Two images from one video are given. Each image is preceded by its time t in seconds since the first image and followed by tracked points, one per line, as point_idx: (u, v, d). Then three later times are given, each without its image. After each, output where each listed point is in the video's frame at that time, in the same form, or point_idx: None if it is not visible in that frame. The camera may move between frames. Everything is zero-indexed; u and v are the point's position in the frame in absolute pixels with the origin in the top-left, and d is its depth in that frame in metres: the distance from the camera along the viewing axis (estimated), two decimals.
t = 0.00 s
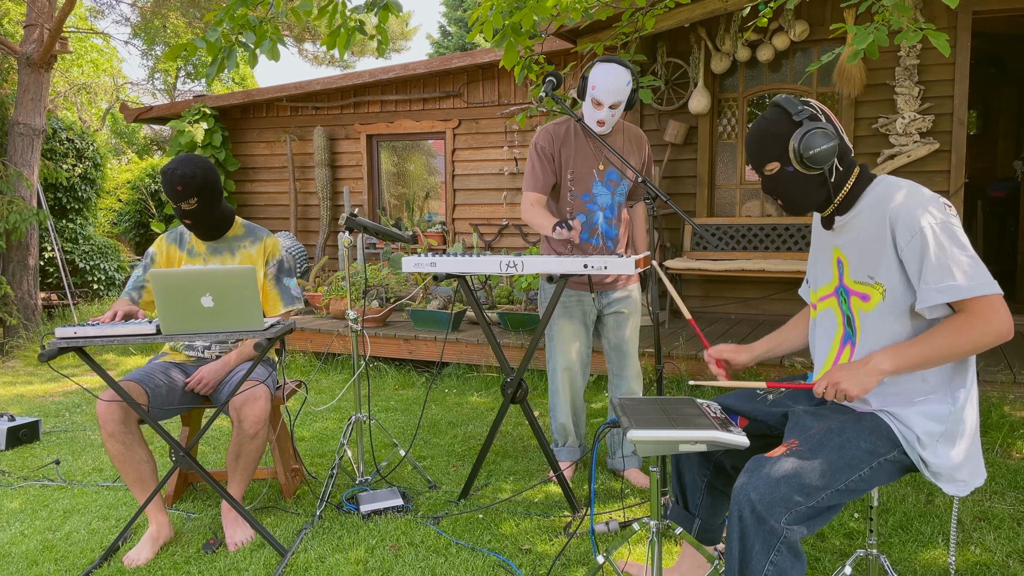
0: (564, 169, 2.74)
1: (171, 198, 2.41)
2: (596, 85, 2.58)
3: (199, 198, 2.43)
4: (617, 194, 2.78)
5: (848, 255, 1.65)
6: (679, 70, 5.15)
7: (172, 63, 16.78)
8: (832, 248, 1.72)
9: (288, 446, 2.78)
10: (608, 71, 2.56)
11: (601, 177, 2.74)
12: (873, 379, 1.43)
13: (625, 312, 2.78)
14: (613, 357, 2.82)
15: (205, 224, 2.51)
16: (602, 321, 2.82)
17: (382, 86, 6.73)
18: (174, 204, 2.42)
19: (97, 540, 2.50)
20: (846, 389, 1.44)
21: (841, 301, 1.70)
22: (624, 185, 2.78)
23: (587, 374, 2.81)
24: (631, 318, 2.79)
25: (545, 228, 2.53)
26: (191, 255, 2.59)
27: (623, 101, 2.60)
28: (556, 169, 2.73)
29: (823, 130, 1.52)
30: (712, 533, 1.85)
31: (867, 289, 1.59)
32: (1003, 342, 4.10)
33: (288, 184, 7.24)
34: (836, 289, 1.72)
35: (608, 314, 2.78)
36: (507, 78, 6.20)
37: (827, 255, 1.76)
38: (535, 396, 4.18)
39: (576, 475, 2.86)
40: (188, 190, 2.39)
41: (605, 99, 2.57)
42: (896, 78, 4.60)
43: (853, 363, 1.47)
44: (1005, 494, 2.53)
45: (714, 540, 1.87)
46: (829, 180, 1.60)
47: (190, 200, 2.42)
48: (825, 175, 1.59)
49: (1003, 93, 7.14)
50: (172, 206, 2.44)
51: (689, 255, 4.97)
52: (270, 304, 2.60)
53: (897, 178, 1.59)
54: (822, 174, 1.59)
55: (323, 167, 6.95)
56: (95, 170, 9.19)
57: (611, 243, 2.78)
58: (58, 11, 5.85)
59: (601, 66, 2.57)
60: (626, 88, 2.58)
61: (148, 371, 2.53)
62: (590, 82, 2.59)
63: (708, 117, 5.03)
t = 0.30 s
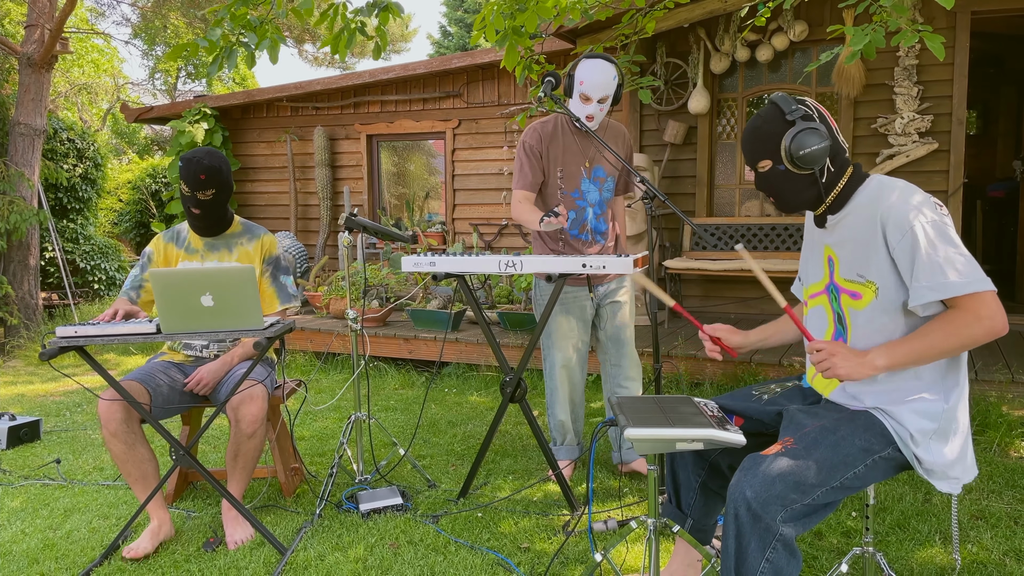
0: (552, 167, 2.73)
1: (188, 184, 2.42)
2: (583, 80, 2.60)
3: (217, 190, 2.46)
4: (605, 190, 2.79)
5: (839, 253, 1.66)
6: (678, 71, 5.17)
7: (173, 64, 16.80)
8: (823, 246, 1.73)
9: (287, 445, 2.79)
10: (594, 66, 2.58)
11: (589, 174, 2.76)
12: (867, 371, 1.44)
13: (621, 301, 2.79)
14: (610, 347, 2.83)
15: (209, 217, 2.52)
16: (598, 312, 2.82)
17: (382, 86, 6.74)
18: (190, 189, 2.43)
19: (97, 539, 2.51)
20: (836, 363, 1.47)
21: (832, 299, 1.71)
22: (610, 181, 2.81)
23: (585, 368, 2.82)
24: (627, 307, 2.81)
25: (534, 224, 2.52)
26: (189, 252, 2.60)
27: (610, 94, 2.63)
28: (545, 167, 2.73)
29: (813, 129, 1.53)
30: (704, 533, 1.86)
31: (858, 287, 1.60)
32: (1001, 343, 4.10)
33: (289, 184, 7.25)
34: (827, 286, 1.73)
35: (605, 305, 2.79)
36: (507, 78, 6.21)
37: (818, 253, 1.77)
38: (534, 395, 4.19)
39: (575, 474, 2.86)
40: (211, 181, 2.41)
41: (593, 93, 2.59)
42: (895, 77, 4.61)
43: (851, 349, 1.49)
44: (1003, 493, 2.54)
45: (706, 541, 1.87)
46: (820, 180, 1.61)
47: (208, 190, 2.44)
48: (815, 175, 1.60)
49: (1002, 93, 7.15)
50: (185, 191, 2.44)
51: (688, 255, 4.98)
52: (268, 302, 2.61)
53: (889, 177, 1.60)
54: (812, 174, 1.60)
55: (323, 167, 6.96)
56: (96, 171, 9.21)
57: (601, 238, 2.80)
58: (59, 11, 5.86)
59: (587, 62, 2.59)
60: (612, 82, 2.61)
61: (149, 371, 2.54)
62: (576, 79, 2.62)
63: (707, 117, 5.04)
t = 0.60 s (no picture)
0: (553, 169, 2.73)
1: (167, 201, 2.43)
2: (580, 80, 2.61)
3: (193, 201, 2.44)
4: (605, 191, 2.81)
5: (837, 254, 1.66)
6: (678, 71, 5.17)
7: (174, 65, 16.80)
8: (820, 247, 1.73)
9: (287, 445, 2.80)
10: (589, 66, 2.58)
11: (589, 175, 2.77)
12: (875, 375, 1.44)
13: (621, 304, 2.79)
14: (610, 350, 2.83)
15: (203, 224, 2.52)
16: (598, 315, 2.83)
17: (382, 87, 6.75)
18: (170, 206, 2.44)
19: (98, 538, 2.52)
20: (850, 387, 1.45)
21: (830, 299, 1.71)
22: (610, 182, 2.82)
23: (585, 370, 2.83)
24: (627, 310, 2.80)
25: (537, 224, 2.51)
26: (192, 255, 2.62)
27: (607, 93, 2.63)
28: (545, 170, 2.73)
29: (809, 132, 1.54)
30: (703, 533, 1.86)
31: (857, 287, 1.61)
32: (1000, 343, 4.11)
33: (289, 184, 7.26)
34: (825, 287, 1.73)
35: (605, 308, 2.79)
36: (507, 78, 6.22)
37: (815, 253, 1.77)
38: (534, 395, 4.19)
39: (574, 474, 2.86)
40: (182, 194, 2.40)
41: (590, 92, 2.60)
42: (894, 78, 4.62)
43: (855, 361, 1.48)
44: (1001, 493, 2.55)
45: (705, 540, 1.88)
46: (815, 181, 1.62)
47: (185, 203, 2.43)
48: (810, 178, 1.61)
49: (1002, 93, 7.16)
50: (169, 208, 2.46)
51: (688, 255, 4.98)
52: (270, 303, 2.62)
53: (884, 178, 1.60)
54: (806, 177, 1.61)
55: (324, 167, 6.96)
56: (96, 171, 9.21)
57: (603, 239, 2.80)
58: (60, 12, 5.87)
59: (582, 63, 2.60)
60: (608, 80, 2.61)
61: (150, 370, 2.55)
62: (574, 79, 2.63)
63: (707, 117, 5.05)
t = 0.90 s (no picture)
0: (564, 169, 2.76)
1: (178, 189, 2.44)
2: (586, 77, 2.60)
3: (207, 193, 2.47)
4: (621, 189, 2.78)
5: (834, 256, 1.67)
6: (677, 71, 5.18)
7: (174, 65, 16.81)
8: (820, 249, 1.74)
9: (287, 444, 2.80)
10: (595, 61, 2.58)
11: (603, 172, 2.75)
12: (855, 384, 1.46)
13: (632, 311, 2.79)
14: (617, 355, 2.84)
15: (206, 219, 2.54)
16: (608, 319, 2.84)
17: (382, 87, 6.76)
18: (181, 195, 2.44)
19: (98, 537, 2.53)
20: (833, 397, 1.49)
21: (827, 301, 1.72)
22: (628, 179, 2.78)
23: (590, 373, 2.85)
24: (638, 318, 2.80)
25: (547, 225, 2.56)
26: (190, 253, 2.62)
27: (616, 88, 2.61)
28: (556, 170, 2.76)
29: (807, 135, 1.55)
30: (704, 530, 1.88)
31: (851, 290, 1.62)
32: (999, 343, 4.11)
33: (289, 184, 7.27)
34: (823, 288, 1.74)
35: (613, 313, 2.80)
36: (507, 79, 6.23)
37: (815, 255, 1.78)
38: (533, 394, 4.20)
39: (573, 474, 2.86)
40: (199, 183, 2.43)
41: (596, 88, 2.59)
42: (893, 78, 4.63)
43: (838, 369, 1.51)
44: (998, 492, 2.56)
45: (706, 538, 1.90)
46: (815, 185, 1.63)
47: (199, 194, 2.46)
48: (809, 181, 1.62)
49: (1001, 93, 7.18)
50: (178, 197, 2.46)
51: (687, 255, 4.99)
52: (268, 302, 2.62)
53: (882, 181, 1.61)
54: (806, 180, 1.62)
55: (324, 167, 6.97)
56: (97, 171, 9.22)
57: (615, 237, 2.80)
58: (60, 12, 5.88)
59: (588, 59, 2.60)
60: (616, 75, 2.60)
61: (149, 370, 2.56)
62: (580, 76, 2.63)
63: (706, 117, 5.06)
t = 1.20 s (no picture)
0: (580, 169, 2.78)
1: (172, 191, 2.44)
2: (600, 80, 2.61)
3: (201, 195, 2.47)
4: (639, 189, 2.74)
5: (827, 257, 1.67)
6: (676, 71, 5.18)
7: (174, 65, 16.82)
8: (811, 250, 1.74)
9: (285, 444, 2.81)
10: (610, 65, 2.59)
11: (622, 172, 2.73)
12: (857, 379, 1.45)
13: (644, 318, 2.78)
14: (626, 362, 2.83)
15: (201, 221, 2.54)
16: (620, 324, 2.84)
17: (381, 87, 6.76)
18: (175, 197, 2.44)
19: (96, 536, 2.53)
20: (831, 389, 1.48)
21: (822, 302, 1.73)
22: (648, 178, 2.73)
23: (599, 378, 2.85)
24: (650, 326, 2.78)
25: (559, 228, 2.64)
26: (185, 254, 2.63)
27: (630, 92, 2.60)
28: (573, 170, 2.79)
29: (799, 136, 1.55)
30: (696, 530, 1.87)
31: (845, 290, 1.62)
32: (996, 343, 4.12)
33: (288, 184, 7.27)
34: (817, 290, 1.75)
35: (625, 319, 2.80)
36: (505, 79, 6.24)
37: (807, 257, 1.78)
38: (531, 394, 4.21)
39: (569, 473, 2.86)
40: (192, 186, 2.43)
41: (608, 91, 2.59)
42: (891, 78, 4.63)
43: (838, 365, 1.50)
44: (995, 491, 2.56)
45: (698, 537, 1.89)
46: (807, 185, 1.63)
47: (192, 196, 2.46)
48: (801, 181, 1.62)
49: (999, 94, 7.19)
50: (172, 199, 2.46)
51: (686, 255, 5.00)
52: (264, 301, 2.64)
53: (872, 181, 1.62)
54: (799, 180, 1.62)
55: (323, 167, 6.97)
56: (96, 171, 9.23)
57: (632, 239, 2.76)
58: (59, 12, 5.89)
59: (607, 60, 2.61)
60: (631, 79, 2.59)
61: (147, 369, 2.56)
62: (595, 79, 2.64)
63: (704, 117, 5.07)
